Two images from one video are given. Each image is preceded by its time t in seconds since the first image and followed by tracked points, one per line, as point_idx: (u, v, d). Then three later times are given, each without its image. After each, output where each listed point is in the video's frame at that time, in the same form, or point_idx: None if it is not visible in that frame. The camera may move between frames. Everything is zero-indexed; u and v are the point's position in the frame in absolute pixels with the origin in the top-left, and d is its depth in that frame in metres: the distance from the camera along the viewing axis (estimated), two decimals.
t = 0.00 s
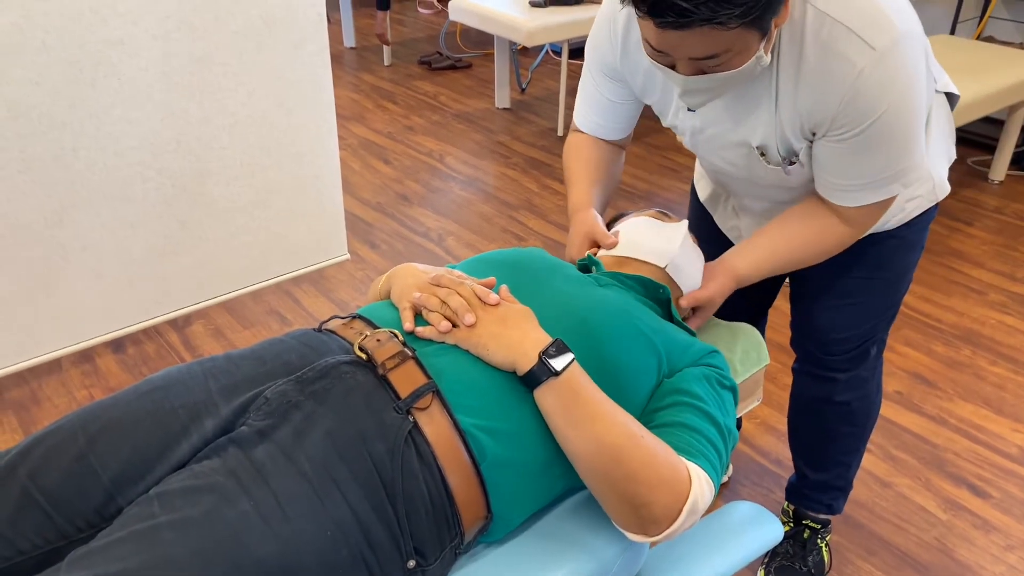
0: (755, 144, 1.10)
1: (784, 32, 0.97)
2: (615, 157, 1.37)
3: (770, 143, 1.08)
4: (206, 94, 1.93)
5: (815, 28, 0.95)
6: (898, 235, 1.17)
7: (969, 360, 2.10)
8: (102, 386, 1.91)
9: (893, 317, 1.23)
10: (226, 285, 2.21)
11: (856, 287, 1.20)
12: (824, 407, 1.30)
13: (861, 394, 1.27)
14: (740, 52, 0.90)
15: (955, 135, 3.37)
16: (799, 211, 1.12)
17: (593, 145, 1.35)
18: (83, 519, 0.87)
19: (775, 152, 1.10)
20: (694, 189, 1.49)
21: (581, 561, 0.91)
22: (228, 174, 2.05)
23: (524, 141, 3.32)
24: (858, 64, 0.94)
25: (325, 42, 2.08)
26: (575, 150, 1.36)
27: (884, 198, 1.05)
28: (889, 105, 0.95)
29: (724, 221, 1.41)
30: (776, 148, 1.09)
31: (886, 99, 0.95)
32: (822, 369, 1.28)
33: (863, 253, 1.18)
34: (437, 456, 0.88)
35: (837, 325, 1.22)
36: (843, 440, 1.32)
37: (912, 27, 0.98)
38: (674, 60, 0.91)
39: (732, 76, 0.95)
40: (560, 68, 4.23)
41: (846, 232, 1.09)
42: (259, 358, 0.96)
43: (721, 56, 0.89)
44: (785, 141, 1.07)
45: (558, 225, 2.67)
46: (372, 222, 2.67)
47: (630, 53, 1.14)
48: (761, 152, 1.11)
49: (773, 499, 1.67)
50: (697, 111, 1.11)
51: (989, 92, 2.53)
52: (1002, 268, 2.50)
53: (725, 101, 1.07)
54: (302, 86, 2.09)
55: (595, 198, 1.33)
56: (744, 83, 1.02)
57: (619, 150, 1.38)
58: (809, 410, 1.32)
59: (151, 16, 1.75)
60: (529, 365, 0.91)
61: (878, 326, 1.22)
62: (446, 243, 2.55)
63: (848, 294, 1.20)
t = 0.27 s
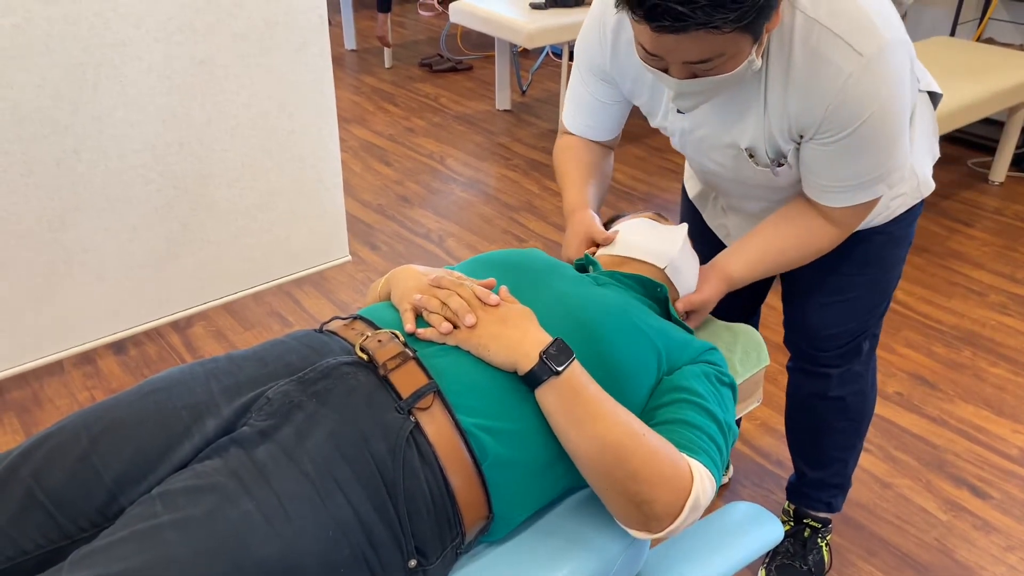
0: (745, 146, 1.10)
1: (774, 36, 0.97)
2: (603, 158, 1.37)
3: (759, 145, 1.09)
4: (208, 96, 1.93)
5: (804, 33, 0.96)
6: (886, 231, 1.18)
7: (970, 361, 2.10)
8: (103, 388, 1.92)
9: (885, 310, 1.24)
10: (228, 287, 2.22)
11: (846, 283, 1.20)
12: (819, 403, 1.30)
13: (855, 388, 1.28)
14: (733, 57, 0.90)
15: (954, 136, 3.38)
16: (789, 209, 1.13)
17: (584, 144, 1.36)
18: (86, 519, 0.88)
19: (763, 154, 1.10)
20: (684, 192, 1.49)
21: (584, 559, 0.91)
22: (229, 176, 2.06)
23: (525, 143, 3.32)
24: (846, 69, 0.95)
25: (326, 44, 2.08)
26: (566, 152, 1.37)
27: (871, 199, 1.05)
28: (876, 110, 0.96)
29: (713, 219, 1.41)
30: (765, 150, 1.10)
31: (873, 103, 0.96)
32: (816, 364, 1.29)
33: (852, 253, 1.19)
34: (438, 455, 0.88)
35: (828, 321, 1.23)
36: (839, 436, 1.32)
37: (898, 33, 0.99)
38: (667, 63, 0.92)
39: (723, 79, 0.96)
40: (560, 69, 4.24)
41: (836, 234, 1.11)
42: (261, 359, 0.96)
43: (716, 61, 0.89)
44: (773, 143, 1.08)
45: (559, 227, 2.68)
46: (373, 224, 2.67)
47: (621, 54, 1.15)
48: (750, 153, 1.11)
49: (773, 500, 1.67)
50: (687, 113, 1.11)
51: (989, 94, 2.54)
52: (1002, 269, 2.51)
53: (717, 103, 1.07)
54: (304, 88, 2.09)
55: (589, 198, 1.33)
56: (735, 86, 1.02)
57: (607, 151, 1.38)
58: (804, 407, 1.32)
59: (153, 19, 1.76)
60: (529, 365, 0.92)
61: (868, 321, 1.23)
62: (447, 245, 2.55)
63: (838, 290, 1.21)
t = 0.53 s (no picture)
0: (736, 147, 1.11)
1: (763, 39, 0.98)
2: (584, 160, 1.38)
3: (751, 146, 1.09)
4: (209, 98, 1.93)
5: (794, 38, 0.97)
6: (874, 227, 1.19)
7: (970, 362, 2.11)
8: (105, 389, 1.92)
9: (876, 305, 1.24)
10: (229, 289, 2.22)
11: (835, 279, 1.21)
12: (814, 400, 1.30)
13: (850, 384, 1.28)
14: (728, 58, 0.91)
15: (955, 138, 3.38)
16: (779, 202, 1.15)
17: (566, 147, 1.37)
18: (88, 519, 0.88)
19: (755, 155, 1.11)
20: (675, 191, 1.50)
21: (584, 558, 0.92)
22: (231, 178, 2.06)
23: (525, 145, 3.33)
24: (836, 71, 0.97)
25: (328, 46, 2.09)
26: (549, 156, 1.37)
27: (861, 195, 1.08)
28: (866, 111, 0.99)
29: (703, 218, 1.41)
30: (756, 151, 1.10)
31: (863, 104, 0.98)
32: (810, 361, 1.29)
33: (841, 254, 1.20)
34: (439, 455, 0.89)
35: (819, 318, 1.23)
36: (836, 431, 1.32)
37: (883, 35, 1.01)
38: (662, 64, 0.92)
39: (717, 80, 0.96)
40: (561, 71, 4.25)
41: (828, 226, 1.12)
42: (262, 359, 0.97)
43: (711, 61, 0.90)
44: (763, 143, 1.08)
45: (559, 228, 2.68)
46: (374, 226, 2.68)
47: (612, 56, 1.15)
48: (741, 154, 1.12)
49: (773, 500, 1.68)
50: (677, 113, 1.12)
51: (989, 95, 2.54)
52: (1002, 270, 2.51)
53: (711, 105, 1.08)
54: (305, 90, 2.10)
55: (574, 199, 1.33)
56: (727, 87, 1.03)
57: (589, 152, 1.39)
58: (799, 404, 1.33)
59: (154, 21, 1.76)
60: (530, 364, 0.92)
61: (860, 316, 1.23)
62: (448, 247, 2.56)
63: (829, 287, 1.22)
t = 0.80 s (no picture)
0: (726, 150, 1.11)
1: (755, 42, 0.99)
2: (572, 161, 1.38)
3: (742, 149, 1.10)
4: (210, 100, 1.94)
5: (786, 43, 0.98)
6: (863, 226, 1.19)
7: (970, 363, 2.11)
8: (106, 391, 1.92)
9: (869, 302, 1.24)
10: (230, 291, 2.23)
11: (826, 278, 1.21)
12: (810, 399, 1.31)
13: (846, 382, 1.28)
14: (720, 59, 0.91)
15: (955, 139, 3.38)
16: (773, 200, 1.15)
17: (555, 150, 1.37)
18: (89, 520, 0.88)
19: (746, 157, 1.11)
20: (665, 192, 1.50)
21: (585, 556, 0.92)
22: (232, 180, 2.07)
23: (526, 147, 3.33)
24: (827, 77, 0.98)
25: (328, 48, 2.09)
26: (538, 159, 1.37)
27: (851, 196, 1.09)
28: (856, 115, 0.99)
29: (693, 218, 1.41)
30: (747, 154, 1.11)
31: (854, 108, 0.99)
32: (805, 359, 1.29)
33: (832, 253, 1.20)
34: (439, 454, 0.89)
35: (812, 317, 1.24)
36: (833, 430, 1.32)
37: (873, 39, 1.02)
38: (654, 64, 0.92)
39: (709, 82, 0.97)
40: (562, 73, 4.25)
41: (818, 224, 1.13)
42: (263, 360, 0.97)
43: (703, 62, 0.90)
44: (754, 147, 1.09)
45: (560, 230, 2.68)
46: (375, 227, 2.68)
47: (603, 58, 1.16)
48: (733, 156, 1.12)
49: (774, 501, 1.68)
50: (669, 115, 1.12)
51: (989, 96, 2.54)
52: (1002, 271, 2.51)
53: (704, 107, 1.08)
54: (306, 92, 2.10)
55: (566, 200, 1.33)
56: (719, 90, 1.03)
57: (577, 154, 1.40)
58: (796, 404, 1.33)
59: (155, 24, 1.77)
60: (531, 362, 0.92)
61: (852, 314, 1.23)
62: (449, 248, 2.56)
63: (820, 286, 1.22)
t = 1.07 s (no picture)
0: (721, 152, 1.12)
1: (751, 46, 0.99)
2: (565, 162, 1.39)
3: (737, 152, 1.10)
4: (212, 102, 1.94)
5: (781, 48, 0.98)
6: (857, 224, 1.19)
7: (971, 364, 2.11)
8: (108, 393, 1.93)
9: (864, 301, 1.24)
10: (231, 293, 2.23)
11: (821, 277, 1.21)
12: (808, 399, 1.31)
13: (843, 382, 1.28)
14: (715, 62, 0.91)
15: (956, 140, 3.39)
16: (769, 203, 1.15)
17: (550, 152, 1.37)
18: (90, 521, 0.89)
19: (741, 159, 1.12)
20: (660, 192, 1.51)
21: (586, 554, 0.92)
22: (233, 182, 2.07)
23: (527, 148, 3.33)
24: (821, 83, 0.98)
25: (330, 50, 2.09)
26: (533, 160, 1.38)
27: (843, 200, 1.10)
28: (849, 121, 1.00)
29: (687, 219, 1.42)
30: (742, 156, 1.11)
31: (847, 114, 0.99)
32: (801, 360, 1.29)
33: (827, 252, 1.21)
34: (440, 455, 0.89)
35: (809, 318, 1.23)
36: (832, 430, 1.32)
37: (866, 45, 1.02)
38: (650, 66, 0.93)
39: (703, 85, 0.97)
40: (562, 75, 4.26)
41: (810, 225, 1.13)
42: (263, 361, 0.97)
43: (698, 65, 0.90)
44: (749, 150, 1.10)
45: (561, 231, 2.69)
46: (376, 229, 2.68)
47: (598, 60, 1.16)
48: (727, 159, 1.12)
49: (775, 503, 1.68)
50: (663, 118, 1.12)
51: (989, 96, 2.55)
52: (1003, 272, 2.51)
53: (699, 111, 1.08)
54: (307, 94, 2.10)
55: (561, 201, 1.34)
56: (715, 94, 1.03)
57: (570, 156, 1.40)
58: (794, 404, 1.33)
59: (156, 26, 1.77)
60: (532, 362, 0.92)
61: (848, 313, 1.23)
62: (449, 250, 2.56)
63: (816, 287, 1.22)
